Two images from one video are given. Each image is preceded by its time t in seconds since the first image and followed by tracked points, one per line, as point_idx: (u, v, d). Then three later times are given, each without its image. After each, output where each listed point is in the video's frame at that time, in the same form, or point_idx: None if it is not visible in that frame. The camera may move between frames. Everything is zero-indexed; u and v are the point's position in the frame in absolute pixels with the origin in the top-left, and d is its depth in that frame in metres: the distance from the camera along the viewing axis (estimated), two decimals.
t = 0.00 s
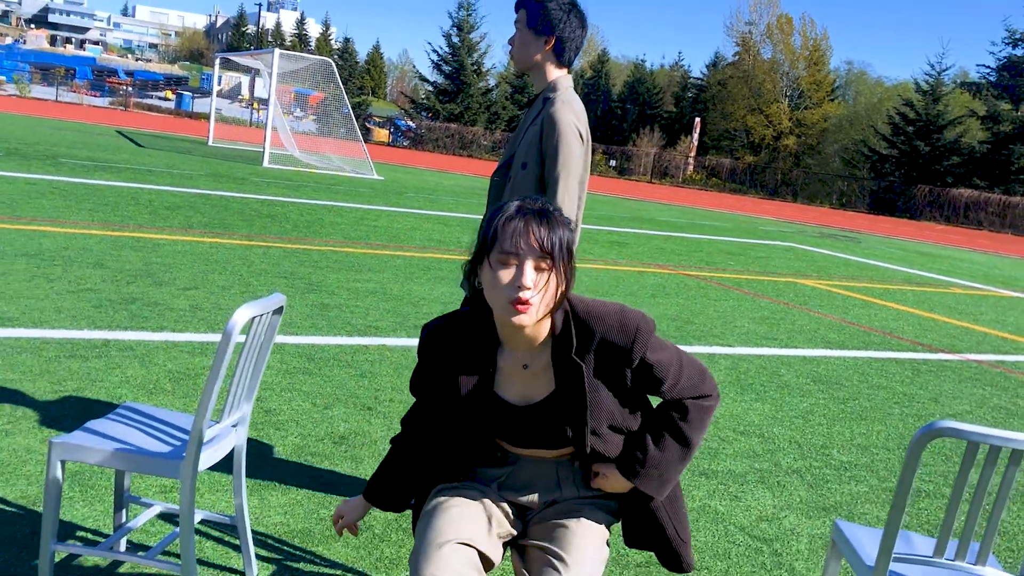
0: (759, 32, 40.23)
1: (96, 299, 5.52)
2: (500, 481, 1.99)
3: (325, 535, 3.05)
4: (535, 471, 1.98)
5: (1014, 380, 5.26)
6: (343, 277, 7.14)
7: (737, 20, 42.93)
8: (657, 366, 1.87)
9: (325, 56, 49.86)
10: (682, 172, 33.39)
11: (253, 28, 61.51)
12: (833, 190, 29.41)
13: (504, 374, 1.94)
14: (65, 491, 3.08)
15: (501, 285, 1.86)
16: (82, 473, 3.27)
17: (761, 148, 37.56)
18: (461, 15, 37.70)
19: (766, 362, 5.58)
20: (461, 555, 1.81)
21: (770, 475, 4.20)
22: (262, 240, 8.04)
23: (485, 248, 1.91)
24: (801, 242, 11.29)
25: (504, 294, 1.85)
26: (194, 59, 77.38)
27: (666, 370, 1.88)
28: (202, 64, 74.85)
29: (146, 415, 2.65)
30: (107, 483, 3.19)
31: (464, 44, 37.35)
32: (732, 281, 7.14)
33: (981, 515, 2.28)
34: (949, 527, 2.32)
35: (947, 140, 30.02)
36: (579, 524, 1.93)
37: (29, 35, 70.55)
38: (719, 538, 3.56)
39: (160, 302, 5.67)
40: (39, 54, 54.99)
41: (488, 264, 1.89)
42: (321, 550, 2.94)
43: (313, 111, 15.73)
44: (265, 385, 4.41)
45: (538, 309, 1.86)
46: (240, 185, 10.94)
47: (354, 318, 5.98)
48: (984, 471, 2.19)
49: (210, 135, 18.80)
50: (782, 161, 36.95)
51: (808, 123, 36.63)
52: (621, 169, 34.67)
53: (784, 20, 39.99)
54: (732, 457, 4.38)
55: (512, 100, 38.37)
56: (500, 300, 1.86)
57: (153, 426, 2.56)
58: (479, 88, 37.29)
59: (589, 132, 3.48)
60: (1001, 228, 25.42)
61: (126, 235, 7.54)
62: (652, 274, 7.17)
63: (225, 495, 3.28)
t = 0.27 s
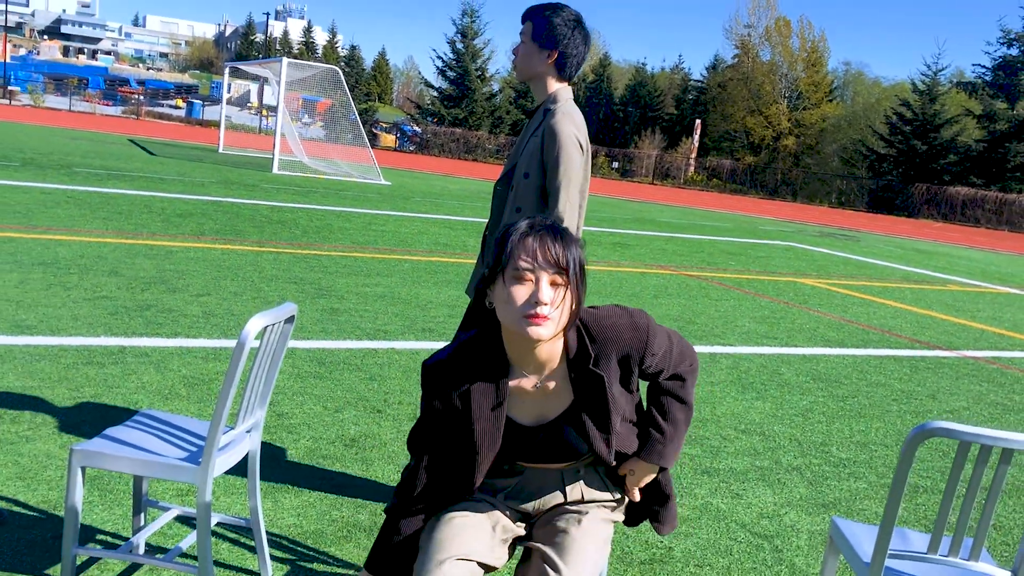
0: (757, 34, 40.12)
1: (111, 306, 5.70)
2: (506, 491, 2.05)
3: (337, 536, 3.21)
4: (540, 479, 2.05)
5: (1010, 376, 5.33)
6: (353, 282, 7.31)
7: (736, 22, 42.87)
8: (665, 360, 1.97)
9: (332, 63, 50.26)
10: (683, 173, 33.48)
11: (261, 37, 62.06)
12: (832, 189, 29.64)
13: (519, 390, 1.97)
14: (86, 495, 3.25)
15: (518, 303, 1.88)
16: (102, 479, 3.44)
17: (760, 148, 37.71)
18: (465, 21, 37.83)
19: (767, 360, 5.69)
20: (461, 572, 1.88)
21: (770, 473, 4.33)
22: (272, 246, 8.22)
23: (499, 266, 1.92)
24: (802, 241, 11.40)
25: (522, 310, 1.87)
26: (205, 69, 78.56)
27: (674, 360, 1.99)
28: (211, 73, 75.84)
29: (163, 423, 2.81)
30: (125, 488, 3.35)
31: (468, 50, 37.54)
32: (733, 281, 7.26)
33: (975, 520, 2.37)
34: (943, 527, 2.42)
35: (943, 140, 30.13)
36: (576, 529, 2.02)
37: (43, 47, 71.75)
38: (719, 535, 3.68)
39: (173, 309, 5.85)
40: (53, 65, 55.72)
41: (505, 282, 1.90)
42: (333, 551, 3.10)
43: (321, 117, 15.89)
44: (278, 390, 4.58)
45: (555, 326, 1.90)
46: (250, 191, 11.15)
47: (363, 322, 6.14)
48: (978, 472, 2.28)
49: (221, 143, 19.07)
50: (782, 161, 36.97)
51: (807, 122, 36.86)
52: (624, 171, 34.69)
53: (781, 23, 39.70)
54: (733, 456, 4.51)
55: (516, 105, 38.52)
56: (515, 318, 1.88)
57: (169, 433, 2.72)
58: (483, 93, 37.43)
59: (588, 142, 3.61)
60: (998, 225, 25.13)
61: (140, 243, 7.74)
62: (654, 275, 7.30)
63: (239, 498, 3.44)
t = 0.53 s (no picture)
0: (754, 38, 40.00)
1: (126, 313, 5.89)
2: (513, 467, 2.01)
3: (347, 535, 3.36)
4: (548, 449, 2.00)
5: (1005, 373, 5.41)
6: (361, 286, 7.47)
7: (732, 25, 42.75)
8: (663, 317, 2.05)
9: (337, 70, 50.63)
10: (683, 175, 33.62)
11: (267, 44, 62.49)
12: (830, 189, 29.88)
13: (532, 341, 1.94)
14: (104, 498, 3.41)
15: (539, 246, 1.87)
16: (119, 484, 3.59)
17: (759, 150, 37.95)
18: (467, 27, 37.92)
19: (766, 359, 5.80)
20: None
21: (769, 470, 4.45)
22: (281, 252, 8.39)
23: (522, 210, 1.91)
24: (800, 241, 11.53)
25: (541, 254, 1.86)
26: (212, 78, 79.48)
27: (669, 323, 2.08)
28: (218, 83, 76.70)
29: (177, 428, 2.97)
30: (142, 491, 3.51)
31: (470, 57, 37.68)
32: (732, 282, 7.38)
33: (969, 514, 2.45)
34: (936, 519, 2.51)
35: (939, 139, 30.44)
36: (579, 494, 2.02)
37: (53, 59, 72.70)
38: (718, 531, 3.80)
39: (186, 315, 6.03)
40: (63, 75, 56.30)
41: (526, 225, 1.89)
42: (344, 551, 3.25)
43: (327, 124, 16.02)
44: (288, 393, 4.74)
45: (573, 274, 1.89)
46: (259, 198, 11.34)
47: (370, 326, 6.30)
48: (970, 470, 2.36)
49: (229, 150, 19.32)
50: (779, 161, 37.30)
51: (804, 124, 37.08)
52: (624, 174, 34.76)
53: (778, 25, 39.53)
54: (732, 454, 4.63)
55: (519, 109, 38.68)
56: (536, 263, 1.86)
57: (184, 437, 2.88)
58: (487, 99, 37.59)
59: (586, 150, 3.73)
60: (993, 222, 25.79)
61: (152, 250, 7.92)
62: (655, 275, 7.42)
63: (252, 500, 3.61)
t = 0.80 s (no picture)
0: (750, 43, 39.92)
1: (138, 322, 6.07)
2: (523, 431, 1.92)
3: (356, 537, 3.50)
4: (552, 404, 1.93)
5: (997, 371, 5.51)
6: (368, 293, 7.63)
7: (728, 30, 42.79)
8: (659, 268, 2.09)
9: (340, 79, 51.07)
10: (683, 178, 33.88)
11: (271, 54, 63.02)
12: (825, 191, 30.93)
13: (545, 272, 1.90)
14: (120, 504, 3.58)
15: (558, 173, 1.83)
16: (135, 489, 3.75)
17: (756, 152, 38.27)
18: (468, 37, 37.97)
19: (763, 360, 5.91)
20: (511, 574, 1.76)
21: (765, 469, 4.57)
22: (289, 260, 8.57)
23: (542, 135, 1.88)
24: (797, 243, 11.68)
25: (562, 180, 1.82)
26: (218, 87, 80.26)
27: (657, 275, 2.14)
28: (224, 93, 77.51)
29: (190, 435, 3.12)
30: (156, 497, 3.66)
31: (472, 65, 37.90)
32: (730, 284, 7.51)
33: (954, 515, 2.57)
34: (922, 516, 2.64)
35: (932, 140, 30.74)
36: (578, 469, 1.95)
37: (63, 71, 73.58)
38: (715, 529, 3.92)
39: (196, 323, 6.20)
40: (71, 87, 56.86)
41: (547, 151, 1.85)
42: (353, 552, 3.39)
43: (332, 132, 16.08)
44: (296, 398, 4.89)
45: (592, 203, 1.86)
46: (267, 207, 11.54)
47: (376, 332, 6.46)
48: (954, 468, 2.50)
49: (237, 159, 19.57)
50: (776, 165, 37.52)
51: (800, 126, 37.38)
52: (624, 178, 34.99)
53: (774, 31, 39.63)
54: (729, 454, 4.74)
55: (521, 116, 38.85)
56: (557, 186, 1.83)
57: (197, 444, 3.03)
58: (488, 106, 37.77)
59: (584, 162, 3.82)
60: (988, 223, 26.05)
61: (162, 259, 8.11)
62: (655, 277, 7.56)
63: (263, 504, 3.76)
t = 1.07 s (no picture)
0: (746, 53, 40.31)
1: (151, 337, 6.27)
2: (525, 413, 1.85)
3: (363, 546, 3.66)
4: (545, 375, 1.88)
5: (989, 375, 5.62)
6: (374, 305, 7.81)
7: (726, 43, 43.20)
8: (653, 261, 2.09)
9: (345, 93, 51.72)
10: (681, 187, 34.37)
11: (278, 70, 63.79)
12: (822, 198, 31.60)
13: (551, 227, 1.89)
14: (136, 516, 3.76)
15: (564, 132, 1.85)
16: (150, 501, 3.94)
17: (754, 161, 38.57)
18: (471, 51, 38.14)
19: (760, 367, 6.03)
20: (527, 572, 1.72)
21: (761, 474, 4.65)
22: (298, 273, 8.77)
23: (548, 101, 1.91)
24: (795, 251, 11.86)
25: (570, 140, 1.84)
26: (226, 103, 81.48)
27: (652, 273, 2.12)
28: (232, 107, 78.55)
29: (205, 449, 3.29)
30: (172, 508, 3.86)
31: (474, 79, 37.95)
32: (728, 292, 7.68)
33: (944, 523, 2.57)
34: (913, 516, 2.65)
35: (925, 147, 31.11)
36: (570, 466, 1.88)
37: (77, 89, 74.89)
38: (711, 533, 4.01)
39: (207, 337, 6.40)
40: (83, 104, 57.75)
41: (554, 112, 1.87)
42: (360, 561, 3.54)
43: (339, 146, 16.31)
44: (305, 410, 5.06)
45: (596, 165, 1.87)
46: (276, 221, 11.78)
47: (383, 343, 6.64)
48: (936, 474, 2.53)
49: (247, 173, 19.89)
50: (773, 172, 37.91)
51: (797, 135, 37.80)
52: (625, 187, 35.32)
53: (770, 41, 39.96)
54: (726, 460, 4.83)
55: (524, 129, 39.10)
56: (563, 145, 1.85)
57: (209, 458, 3.18)
58: (491, 119, 38.00)
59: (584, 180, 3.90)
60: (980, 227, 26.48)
61: (175, 275, 8.33)
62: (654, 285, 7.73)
63: (273, 514, 3.94)
